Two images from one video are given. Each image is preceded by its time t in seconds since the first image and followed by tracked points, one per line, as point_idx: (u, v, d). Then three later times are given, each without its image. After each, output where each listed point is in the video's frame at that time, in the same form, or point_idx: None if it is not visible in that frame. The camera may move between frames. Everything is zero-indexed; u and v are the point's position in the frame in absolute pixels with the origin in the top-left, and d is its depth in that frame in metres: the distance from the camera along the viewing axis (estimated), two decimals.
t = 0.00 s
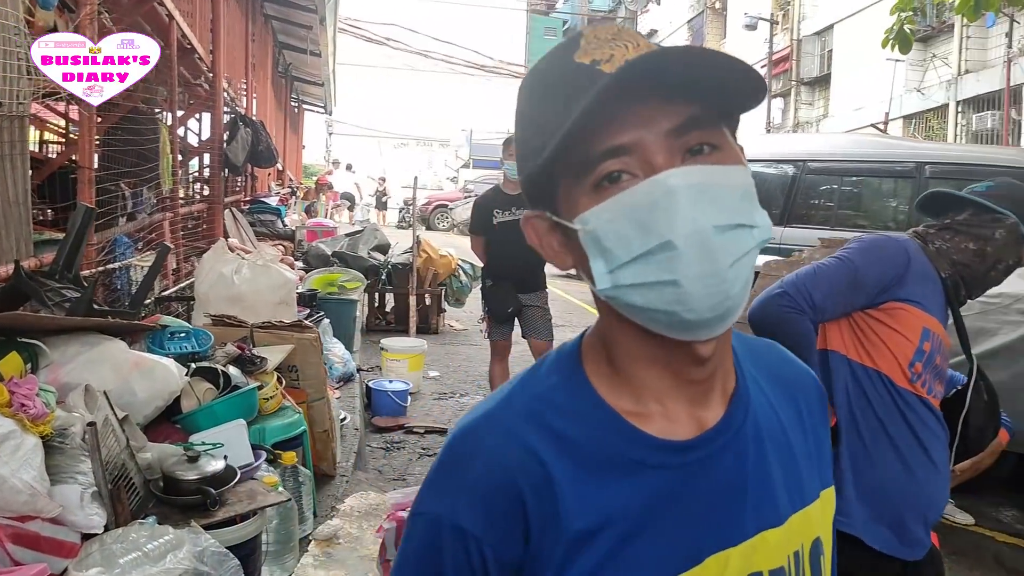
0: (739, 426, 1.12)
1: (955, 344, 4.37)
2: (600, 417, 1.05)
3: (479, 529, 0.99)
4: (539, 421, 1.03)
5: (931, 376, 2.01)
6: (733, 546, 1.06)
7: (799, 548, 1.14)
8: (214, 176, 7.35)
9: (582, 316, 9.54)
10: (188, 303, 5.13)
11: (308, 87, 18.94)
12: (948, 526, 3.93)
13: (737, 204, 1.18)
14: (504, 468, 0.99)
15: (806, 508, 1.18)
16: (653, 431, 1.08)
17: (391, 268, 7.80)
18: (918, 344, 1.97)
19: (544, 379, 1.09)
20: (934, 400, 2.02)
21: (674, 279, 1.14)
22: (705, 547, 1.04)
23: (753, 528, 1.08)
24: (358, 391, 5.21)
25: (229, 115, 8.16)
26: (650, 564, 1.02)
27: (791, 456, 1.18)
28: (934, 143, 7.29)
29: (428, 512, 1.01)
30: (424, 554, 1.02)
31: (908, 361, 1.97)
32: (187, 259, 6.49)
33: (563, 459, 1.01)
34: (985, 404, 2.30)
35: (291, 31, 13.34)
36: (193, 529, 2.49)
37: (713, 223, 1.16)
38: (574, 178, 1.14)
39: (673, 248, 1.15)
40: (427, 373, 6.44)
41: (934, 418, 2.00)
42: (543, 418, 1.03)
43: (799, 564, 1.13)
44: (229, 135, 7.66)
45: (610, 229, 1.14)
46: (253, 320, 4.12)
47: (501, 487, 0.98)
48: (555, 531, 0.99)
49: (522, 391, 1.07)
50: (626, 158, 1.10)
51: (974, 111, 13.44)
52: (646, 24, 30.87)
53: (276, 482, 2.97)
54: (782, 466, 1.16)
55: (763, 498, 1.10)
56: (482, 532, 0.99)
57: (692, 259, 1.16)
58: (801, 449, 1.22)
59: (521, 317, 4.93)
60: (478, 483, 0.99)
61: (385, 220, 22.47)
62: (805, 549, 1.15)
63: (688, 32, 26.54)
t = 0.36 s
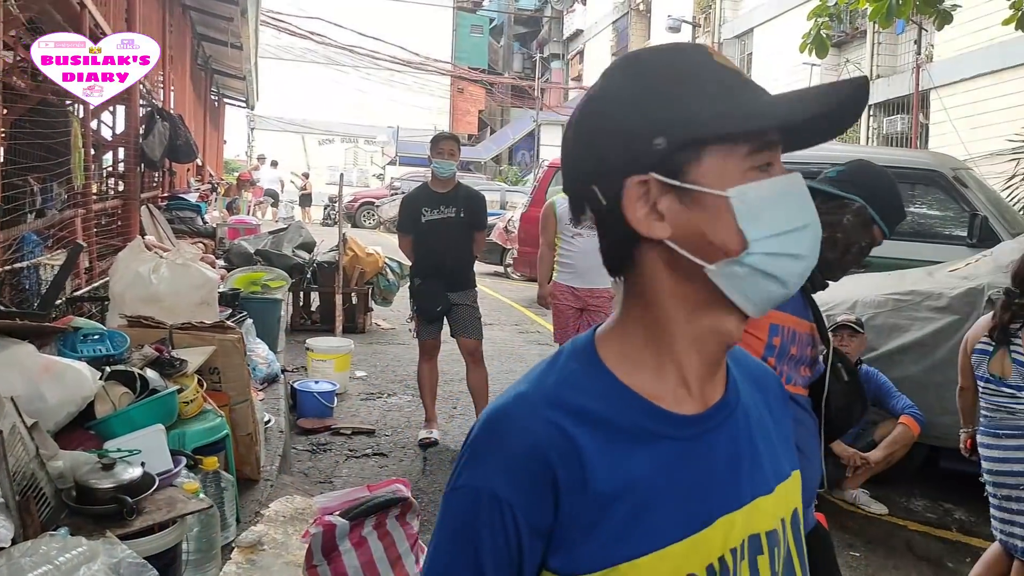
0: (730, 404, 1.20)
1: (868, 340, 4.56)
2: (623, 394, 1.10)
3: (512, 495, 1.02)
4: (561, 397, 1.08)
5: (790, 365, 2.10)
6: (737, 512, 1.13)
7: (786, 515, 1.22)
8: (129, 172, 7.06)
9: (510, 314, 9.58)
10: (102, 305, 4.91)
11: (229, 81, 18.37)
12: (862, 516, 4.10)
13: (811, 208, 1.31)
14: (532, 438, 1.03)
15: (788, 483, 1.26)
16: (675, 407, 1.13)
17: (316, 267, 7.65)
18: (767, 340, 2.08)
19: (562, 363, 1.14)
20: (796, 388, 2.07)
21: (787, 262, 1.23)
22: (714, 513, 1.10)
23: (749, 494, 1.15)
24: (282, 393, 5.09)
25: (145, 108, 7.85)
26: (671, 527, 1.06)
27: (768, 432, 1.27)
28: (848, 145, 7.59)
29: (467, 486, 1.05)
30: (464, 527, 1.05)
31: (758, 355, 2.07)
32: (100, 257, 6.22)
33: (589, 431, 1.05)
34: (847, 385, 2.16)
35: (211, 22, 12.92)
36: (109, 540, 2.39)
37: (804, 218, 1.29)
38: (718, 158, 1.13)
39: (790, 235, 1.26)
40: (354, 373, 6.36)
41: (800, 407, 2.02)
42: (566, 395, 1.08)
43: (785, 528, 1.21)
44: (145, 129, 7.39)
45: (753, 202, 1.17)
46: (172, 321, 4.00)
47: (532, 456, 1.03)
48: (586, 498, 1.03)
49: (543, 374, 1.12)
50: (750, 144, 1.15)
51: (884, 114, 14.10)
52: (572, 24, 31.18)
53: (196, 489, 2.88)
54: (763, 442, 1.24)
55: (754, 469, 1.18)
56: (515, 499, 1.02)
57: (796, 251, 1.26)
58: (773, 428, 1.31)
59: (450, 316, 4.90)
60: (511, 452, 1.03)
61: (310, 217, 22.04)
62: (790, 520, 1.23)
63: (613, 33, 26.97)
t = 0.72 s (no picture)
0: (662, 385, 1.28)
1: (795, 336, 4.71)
2: (630, 384, 1.10)
3: (594, 504, 0.97)
4: (590, 394, 1.05)
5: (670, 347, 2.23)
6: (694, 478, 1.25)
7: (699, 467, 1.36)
8: (50, 166, 6.79)
9: (448, 312, 9.54)
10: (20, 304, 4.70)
11: (158, 73, 17.82)
12: (790, 508, 4.23)
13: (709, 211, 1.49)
14: (600, 444, 0.99)
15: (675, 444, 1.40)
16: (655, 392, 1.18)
17: (248, 265, 7.50)
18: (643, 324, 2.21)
19: (560, 358, 1.09)
20: (675, 369, 2.25)
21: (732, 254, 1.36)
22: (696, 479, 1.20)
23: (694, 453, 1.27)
24: (212, 394, 4.97)
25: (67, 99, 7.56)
26: (688, 499, 1.12)
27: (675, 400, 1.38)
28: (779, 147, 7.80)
29: (549, 509, 0.95)
30: (551, 556, 0.95)
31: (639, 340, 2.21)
32: (19, 255, 5.96)
33: (627, 424, 1.05)
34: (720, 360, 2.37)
35: (139, 12, 12.51)
36: (25, 549, 2.29)
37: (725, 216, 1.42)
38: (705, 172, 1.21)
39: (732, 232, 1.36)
40: (287, 373, 6.24)
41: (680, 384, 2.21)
42: (596, 392, 1.05)
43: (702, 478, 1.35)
44: (68, 122, 7.13)
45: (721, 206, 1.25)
46: (94, 321, 3.88)
47: (603, 460, 0.99)
48: (647, 489, 1.03)
49: (550, 373, 1.07)
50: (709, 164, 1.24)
51: (813, 116, 14.54)
52: (510, 22, 31.21)
53: (119, 494, 2.79)
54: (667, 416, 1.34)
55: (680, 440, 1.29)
56: (599, 507, 0.98)
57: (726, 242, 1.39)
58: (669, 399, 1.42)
59: (385, 315, 4.86)
60: (584, 462, 0.97)
61: (244, 214, 21.56)
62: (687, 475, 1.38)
63: (550, 32, 27.17)
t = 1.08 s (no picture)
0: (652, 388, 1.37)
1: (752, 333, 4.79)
2: (587, 377, 1.23)
3: (512, 467, 1.11)
4: (549, 376, 1.18)
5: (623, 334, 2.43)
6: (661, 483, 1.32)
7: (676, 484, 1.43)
8: None
9: (409, 311, 9.51)
10: None
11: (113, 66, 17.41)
12: (745, 502, 4.32)
13: (709, 212, 1.37)
14: (537, 418, 1.13)
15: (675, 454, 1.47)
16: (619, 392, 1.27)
17: (206, 262, 7.39)
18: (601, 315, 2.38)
19: (543, 340, 1.25)
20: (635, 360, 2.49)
21: (671, 272, 1.29)
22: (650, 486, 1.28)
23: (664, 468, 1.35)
24: (168, 394, 4.89)
25: (17, 92, 7.36)
26: (626, 499, 1.22)
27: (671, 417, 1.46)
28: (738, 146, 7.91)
29: (461, 458, 1.10)
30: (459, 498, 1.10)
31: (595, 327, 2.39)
32: None
33: (572, 413, 1.17)
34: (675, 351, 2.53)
35: (93, 4, 12.21)
36: None
37: (690, 224, 1.32)
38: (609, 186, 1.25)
39: (663, 245, 1.29)
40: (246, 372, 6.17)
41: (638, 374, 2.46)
42: (555, 377, 1.19)
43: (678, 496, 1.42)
44: (19, 116, 6.97)
45: (615, 225, 1.26)
46: (45, 319, 3.80)
47: (534, 433, 1.12)
48: (572, 474, 1.15)
49: (522, 352, 1.21)
50: (626, 173, 1.25)
51: (771, 117, 14.79)
52: (473, 20, 31.17)
53: (70, 496, 2.70)
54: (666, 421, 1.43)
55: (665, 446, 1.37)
56: (518, 472, 1.11)
57: (678, 253, 1.31)
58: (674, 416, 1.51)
59: (345, 313, 4.82)
60: (515, 427, 1.11)
61: (201, 211, 21.17)
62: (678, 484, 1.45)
63: (512, 30, 27.22)
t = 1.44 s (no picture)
0: (617, 409, 1.26)
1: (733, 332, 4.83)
2: (511, 379, 1.20)
3: (396, 452, 1.12)
4: (464, 373, 1.18)
5: (656, 335, 2.51)
6: (599, 514, 1.19)
7: (653, 524, 1.27)
8: None
9: (391, 309, 9.49)
10: None
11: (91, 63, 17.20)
12: (725, 499, 4.35)
13: (660, 236, 1.33)
14: (428, 407, 1.13)
15: (663, 495, 1.31)
16: (553, 403, 1.21)
17: (186, 261, 7.35)
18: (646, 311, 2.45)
19: (487, 339, 1.24)
20: (657, 354, 2.51)
21: (598, 292, 1.26)
22: (583, 510, 1.17)
23: (620, 498, 1.22)
24: (147, 393, 4.86)
25: None
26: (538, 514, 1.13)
27: (657, 447, 1.32)
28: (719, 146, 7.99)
29: (350, 438, 1.15)
30: (344, 476, 1.14)
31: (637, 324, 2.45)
32: None
33: (479, 410, 1.15)
34: (703, 355, 2.66)
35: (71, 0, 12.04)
36: None
37: (626, 245, 1.29)
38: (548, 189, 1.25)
39: (588, 263, 1.27)
40: (226, 371, 6.14)
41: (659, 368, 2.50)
42: (471, 375, 1.18)
43: (650, 538, 1.25)
44: None
45: (544, 234, 1.27)
46: (23, 318, 3.77)
47: (422, 423, 1.12)
48: (463, 473, 1.11)
49: (450, 349, 1.22)
50: (568, 180, 1.25)
51: (751, 117, 14.93)
52: (456, 18, 31.17)
53: (48, 496, 2.69)
54: (647, 451, 1.29)
55: (628, 477, 1.23)
56: (402, 459, 1.12)
57: (608, 273, 1.29)
58: (671, 449, 1.36)
59: (326, 312, 4.81)
60: (402, 413, 1.13)
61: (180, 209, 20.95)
62: (661, 528, 1.28)
63: (495, 29, 27.23)
